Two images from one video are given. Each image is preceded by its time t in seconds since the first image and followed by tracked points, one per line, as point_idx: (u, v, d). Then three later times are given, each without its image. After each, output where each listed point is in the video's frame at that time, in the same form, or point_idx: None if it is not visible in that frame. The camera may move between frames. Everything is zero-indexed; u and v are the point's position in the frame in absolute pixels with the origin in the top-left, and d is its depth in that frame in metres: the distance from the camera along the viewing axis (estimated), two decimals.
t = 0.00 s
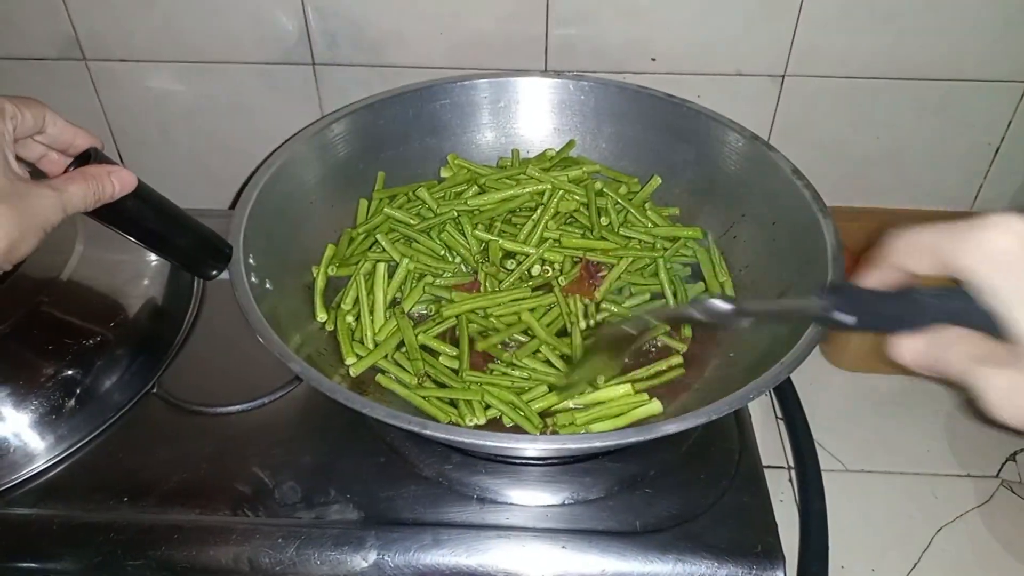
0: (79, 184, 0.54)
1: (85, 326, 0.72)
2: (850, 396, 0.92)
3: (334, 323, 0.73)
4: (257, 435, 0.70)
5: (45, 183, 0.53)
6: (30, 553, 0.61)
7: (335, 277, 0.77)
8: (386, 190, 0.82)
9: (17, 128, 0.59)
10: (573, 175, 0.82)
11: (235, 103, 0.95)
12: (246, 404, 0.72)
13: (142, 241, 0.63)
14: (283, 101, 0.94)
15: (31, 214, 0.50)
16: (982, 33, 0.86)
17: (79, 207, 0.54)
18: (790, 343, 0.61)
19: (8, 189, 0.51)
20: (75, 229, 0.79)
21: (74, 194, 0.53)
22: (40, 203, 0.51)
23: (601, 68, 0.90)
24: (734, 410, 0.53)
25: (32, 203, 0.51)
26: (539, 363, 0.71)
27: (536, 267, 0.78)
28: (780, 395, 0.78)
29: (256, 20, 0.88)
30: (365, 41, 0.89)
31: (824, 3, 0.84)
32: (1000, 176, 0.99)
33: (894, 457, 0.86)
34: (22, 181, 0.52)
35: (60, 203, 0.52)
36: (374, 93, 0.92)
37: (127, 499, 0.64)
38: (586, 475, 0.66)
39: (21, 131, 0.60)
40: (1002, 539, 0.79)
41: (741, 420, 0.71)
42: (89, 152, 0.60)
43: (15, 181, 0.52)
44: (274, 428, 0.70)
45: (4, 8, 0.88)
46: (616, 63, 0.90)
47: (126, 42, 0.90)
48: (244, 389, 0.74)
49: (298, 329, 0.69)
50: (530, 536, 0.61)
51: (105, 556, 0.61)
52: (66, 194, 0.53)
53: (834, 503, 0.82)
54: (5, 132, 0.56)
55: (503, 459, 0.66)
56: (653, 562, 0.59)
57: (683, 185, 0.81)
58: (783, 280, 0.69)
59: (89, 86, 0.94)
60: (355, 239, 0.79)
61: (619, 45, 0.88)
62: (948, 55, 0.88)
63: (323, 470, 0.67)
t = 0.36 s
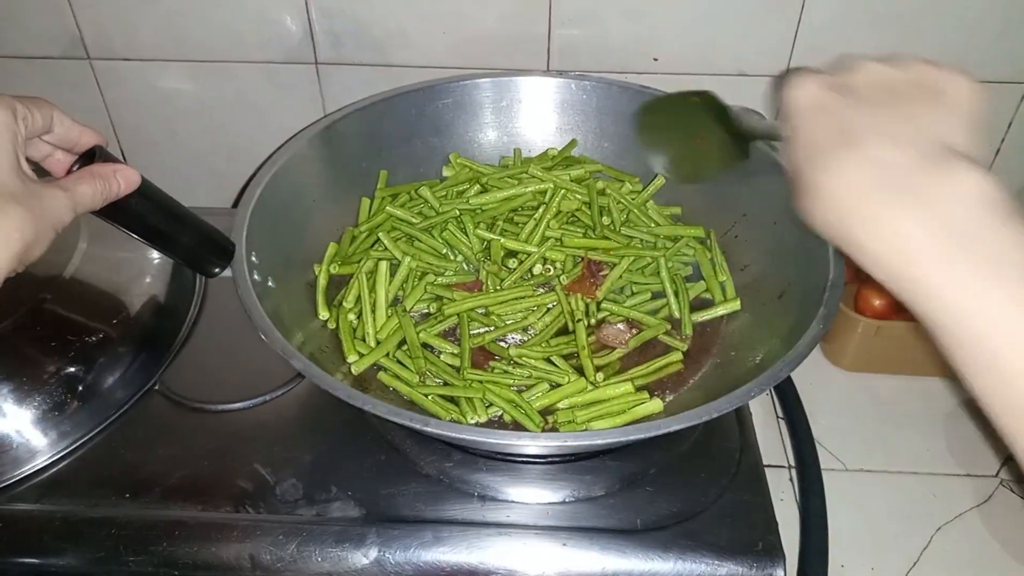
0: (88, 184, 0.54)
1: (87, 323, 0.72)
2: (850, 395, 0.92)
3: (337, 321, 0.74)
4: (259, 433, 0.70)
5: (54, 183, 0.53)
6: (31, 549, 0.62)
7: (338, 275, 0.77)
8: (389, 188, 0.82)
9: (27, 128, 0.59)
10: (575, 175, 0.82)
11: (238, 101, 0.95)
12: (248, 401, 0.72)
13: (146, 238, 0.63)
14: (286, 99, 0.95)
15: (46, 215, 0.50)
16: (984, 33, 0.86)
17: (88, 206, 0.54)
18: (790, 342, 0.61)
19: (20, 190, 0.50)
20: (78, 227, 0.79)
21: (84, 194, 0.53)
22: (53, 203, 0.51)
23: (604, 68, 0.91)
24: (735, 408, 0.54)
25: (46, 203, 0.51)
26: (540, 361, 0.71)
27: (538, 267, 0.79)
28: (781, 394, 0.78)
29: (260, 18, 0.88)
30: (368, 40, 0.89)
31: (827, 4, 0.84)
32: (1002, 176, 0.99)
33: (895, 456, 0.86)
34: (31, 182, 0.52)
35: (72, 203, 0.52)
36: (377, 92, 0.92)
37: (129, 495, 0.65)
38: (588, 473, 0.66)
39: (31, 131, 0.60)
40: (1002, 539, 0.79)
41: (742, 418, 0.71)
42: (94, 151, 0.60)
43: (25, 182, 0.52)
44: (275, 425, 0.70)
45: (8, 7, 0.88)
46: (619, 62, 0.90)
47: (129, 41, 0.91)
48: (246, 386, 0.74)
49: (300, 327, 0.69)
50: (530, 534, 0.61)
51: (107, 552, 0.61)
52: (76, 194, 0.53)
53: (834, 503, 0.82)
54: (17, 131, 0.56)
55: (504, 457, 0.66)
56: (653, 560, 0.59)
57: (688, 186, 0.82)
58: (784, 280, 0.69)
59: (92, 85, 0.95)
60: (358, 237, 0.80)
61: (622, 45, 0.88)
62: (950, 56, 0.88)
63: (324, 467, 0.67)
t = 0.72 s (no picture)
0: (94, 175, 0.54)
1: (91, 318, 0.73)
2: (850, 392, 0.93)
3: (340, 316, 0.74)
4: (263, 427, 0.70)
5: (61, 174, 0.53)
6: (37, 542, 0.62)
7: (340, 271, 0.78)
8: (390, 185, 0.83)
9: (34, 120, 0.60)
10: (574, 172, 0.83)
11: (242, 98, 0.96)
12: (251, 396, 0.73)
13: (152, 232, 0.63)
14: (289, 96, 0.95)
15: (53, 203, 0.50)
16: (985, 33, 0.86)
17: (95, 198, 0.54)
18: (793, 337, 0.62)
19: (27, 180, 0.50)
20: (82, 222, 0.80)
21: (91, 186, 0.54)
22: (61, 193, 0.51)
23: (606, 65, 0.91)
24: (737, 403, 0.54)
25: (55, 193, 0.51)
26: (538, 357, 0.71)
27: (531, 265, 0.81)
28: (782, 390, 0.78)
29: (264, 15, 0.88)
30: (372, 37, 0.89)
31: (828, 3, 0.84)
32: (1002, 175, 0.99)
33: (894, 453, 0.86)
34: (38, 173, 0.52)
35: (79, 194, 0.53)
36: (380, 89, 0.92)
37: (134, 489, 0.65)
38: (590, 468, 0.66)
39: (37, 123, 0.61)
40: (1001, 536, 0.80)
41: (743, 414, 0.72)
42: (101, 144, 0.60)
43: (32, 173, 0.52)
44: (279, 420, 0.71)
45: (13, 3, 0.89)
46: (621, 60, 0.90)
47: (134, 37, 0.91)
48: (250, 381, 0.75)
49: (304, 321, 0.70)
50: (533, 527, 0.61)
51: (112, 544, 0.61)
52: (83, 185, 0.53)
53: (834, 499, 0.82)
54: (23, 122, 0.57)
55: (506, 451, 0.67)
56: (655, 554, 0.60)
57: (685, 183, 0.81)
58: (785, 276, 0.69)
59: (96, 81, 0.95)
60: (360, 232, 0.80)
61: (624, 43, 0.89)
62: (951, 54, 0.88)
63: (328, 462, 0.67)
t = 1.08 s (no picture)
0: (90, 173, 0.54)
1: (91, 317, 0.73)
2: (851, 389, 0.93)
3: (339, 315, 0.74)
4: (262, 425, 0.70)
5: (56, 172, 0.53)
6: (37, 541, 0.62)
7: (338, 269, 0.78)
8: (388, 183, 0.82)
9: (29, 117, 0.60)
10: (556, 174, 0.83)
11: (241, 96, 0.95)
12: (251, 394, 0.73)
13: (151, 231, 0.63)
14: (289, 94, 0.95)
15: (45, 199, 0.50)
16: (987, 28, 0.86)
17: (91, 196, 0.54)
18: (793, 334, 0.61)
19: (21, 178, 0.51)
20: (82, 221, 0.80)
21: (87, 183, 0.54)
22: (53, 191, 0.51)
23: (607, 62, 0.91)
24: (737, 401, 0.54)
25: (47, 191, 0.51)
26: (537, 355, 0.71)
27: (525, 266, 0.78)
28: (782, 387, 0.78)
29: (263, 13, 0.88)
30: (371, 34, 0.89)
31: None
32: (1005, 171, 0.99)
33: (895, 450, 0.86)
34: (33, 170, 0.52)
35: (73, 191, 0.52)
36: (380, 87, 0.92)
37: (133, 487, 0.65)
38: (589, 466, 0.66)
39: (33, 121, 0.60)
40: (1003, 533, 0.79)
41: (743, 411, 0.72)
42: (100, 144, 0.60)
43: (27, 170, 0.52)
44: (279, 418, 0.71)
45: (12, 3, 0.88)
46: (621, 57, 0.90)
47: (133, 36, 0.91)
48: (250, 379, 0.75)
49: (304, 320, 0.70)
50: (532, 526, 0.61)
51: (112, 542, 0.61)
52: (78, 182, 0.53)
53: (835, 496, 0.82)
54: (16, 120, 0.57)
55: (506, 449, 0.67)
56: (655, 552, 0.60)
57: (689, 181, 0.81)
58: (785, 273, 0.69)
59: (96, 79, 0.95)
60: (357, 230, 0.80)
61: (625, 40, 0.88)
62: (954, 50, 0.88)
63: (327, 460, 0.67)
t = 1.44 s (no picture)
0: (76, 182, 0.54)
1: (81, 324, 0.72)
2: (842, 392, 0.93)
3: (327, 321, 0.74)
4: (252, 433, 0.70)
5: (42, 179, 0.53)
6: (26, 550, 0.62)
7: (327, 276, 0.78)
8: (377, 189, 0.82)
9: (13, 126, 0.60)
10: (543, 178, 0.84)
11: (232, 102, 0.95)
12: (241, 401, 0.72)
13: (138, 239, 0.63)
14: (279, 100, 0.95)
15: (31, 206, 0.50)
16: (975, 31, 0.86)
17: (75, 204, 0.54)
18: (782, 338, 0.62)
19: (7, 183, 0.51)
20: (70, 228, 0.79)
21: (71, 191, 0.54)
22: (39, 198, 0.51)
23: (596, 67, 0.91)
24: (725, 405, 0.54)
25: (31, 197, 0.51)
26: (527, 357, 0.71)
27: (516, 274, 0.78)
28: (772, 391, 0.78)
29: (253, 19, 0.88)
30: (360, 40, 0.89)
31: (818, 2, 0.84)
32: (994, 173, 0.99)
33: (887, 452, 0.86)
34: (20, 177, 0.52)
35: (58, 199, 0.52)
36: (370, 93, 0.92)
37: (123, 496, 0.65)
38: (580, 472, 0.66)
39: (17, 129, 0.61)
40: (993, 534, 0.80)
41: (733, 415, 0.72)
42: (85, 152, 0.61)
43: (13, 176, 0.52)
44: (268, 426, 0.71)
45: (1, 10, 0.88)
46: (610, 61, 0.90)
47: (123, 42, 0.91)
48: (239, 387, 0.75)
49: (293, 328, 0.70)
50: (522, 532, 0.61)
51: (102, 552, 0.61)
52: (63, 191, 0.53)
53: (826, 498, 0.82)
54: None
55: (496, 455, 0.67)
56: (646, 557, 0.60)
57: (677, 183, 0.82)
58: (774, 277, 0.69)
59: (85, 86, 0.95)
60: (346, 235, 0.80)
61: (614, 44, 0.89)
62: (942, 53, 0.88)
63: (317, 467, 0.67)
